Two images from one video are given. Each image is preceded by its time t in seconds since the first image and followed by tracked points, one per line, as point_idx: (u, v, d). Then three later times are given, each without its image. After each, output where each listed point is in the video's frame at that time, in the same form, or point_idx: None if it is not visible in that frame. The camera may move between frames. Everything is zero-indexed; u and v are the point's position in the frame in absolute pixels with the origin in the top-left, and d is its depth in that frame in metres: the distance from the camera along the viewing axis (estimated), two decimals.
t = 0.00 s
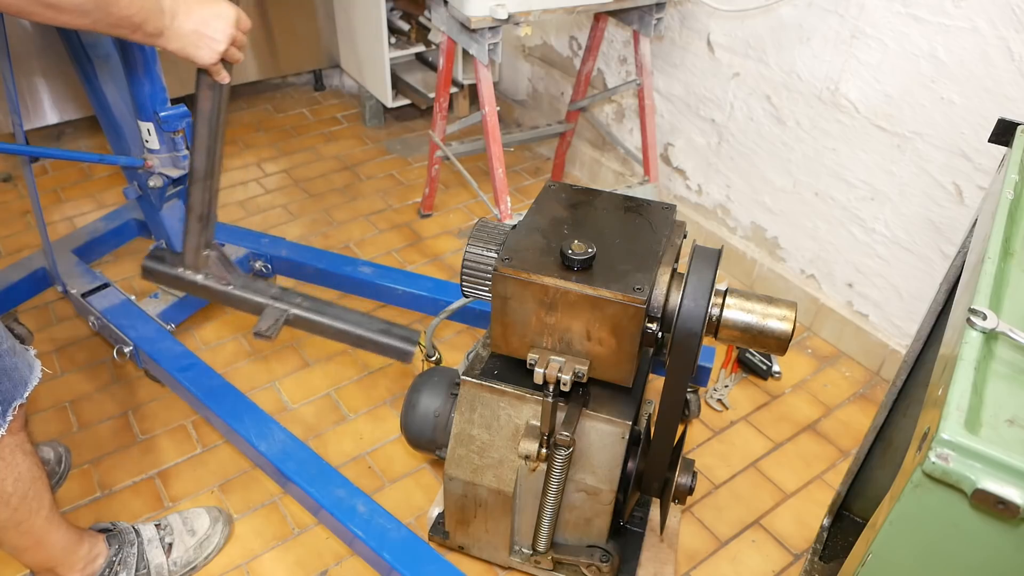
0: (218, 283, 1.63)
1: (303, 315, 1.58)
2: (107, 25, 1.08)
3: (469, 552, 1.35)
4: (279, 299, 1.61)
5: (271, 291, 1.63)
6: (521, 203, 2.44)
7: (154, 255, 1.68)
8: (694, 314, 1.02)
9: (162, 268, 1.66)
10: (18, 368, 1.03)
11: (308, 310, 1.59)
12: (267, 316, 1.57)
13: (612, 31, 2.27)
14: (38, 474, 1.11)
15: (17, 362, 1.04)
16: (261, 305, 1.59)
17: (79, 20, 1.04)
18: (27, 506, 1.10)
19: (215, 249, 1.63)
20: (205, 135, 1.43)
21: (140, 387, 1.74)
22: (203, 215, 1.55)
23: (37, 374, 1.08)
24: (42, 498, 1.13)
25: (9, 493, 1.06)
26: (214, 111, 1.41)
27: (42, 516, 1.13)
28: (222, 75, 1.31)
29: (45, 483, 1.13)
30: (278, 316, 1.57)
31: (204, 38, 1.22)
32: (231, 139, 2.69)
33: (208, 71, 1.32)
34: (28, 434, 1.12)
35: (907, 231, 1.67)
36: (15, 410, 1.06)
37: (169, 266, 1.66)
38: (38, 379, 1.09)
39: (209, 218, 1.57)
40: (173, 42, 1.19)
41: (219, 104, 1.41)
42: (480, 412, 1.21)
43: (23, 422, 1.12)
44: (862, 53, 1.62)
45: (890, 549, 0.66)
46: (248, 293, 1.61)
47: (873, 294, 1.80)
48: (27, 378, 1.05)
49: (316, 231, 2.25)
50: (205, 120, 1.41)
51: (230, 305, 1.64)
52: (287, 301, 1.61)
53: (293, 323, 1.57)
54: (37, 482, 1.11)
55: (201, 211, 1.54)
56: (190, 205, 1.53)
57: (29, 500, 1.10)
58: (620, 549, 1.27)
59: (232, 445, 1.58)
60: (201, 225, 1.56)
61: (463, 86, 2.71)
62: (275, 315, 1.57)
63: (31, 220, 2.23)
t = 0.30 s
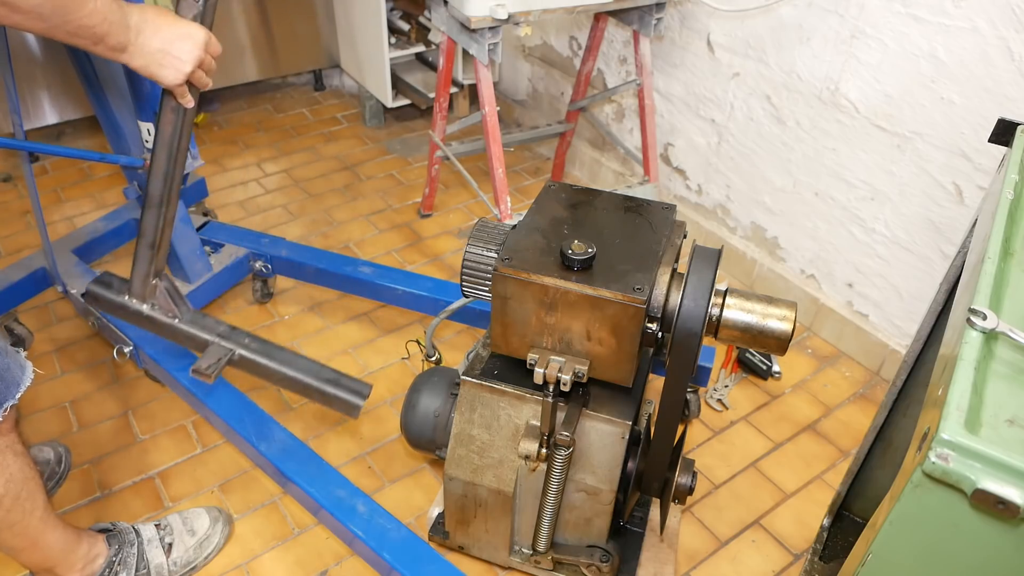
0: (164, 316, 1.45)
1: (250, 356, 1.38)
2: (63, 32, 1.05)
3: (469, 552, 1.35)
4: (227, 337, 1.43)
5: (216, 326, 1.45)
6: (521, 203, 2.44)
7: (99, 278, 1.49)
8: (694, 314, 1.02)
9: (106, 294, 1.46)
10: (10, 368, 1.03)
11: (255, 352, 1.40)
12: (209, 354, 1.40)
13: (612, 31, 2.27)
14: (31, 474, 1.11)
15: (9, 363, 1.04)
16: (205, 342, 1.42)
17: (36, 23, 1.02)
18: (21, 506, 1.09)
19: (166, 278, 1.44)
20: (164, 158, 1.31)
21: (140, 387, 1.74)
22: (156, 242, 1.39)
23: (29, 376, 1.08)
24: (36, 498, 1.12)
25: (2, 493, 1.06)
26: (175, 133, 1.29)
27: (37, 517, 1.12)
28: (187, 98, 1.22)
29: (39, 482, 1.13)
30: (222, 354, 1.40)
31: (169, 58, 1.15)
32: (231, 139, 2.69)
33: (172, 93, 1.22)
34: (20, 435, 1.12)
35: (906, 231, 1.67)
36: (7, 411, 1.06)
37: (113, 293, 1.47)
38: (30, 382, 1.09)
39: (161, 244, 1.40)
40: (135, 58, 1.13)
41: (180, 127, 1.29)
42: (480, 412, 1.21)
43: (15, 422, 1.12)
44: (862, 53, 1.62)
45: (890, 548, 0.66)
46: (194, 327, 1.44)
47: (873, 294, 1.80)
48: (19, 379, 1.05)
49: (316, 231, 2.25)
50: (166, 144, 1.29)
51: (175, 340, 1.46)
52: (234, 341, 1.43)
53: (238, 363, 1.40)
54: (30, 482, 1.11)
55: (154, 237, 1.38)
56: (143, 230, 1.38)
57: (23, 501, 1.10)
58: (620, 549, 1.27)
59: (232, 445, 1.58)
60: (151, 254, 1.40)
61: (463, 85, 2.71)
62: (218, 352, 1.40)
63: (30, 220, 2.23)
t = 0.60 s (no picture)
0: (147, 340, 1.45)
1: (236, 382, 1.40)
2: (47, 43, 1.04)
3: (469, 552, 1.35)
4: (211, 362, 1.44)
5: (200, 351, 1.46)
6: (521, 203, 2.44)
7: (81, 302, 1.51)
8: (694, 314, 1.02)
9: (88, 319, 1.47)
10: (5, 367, 1.03)
11: (240, 378, 1.41)
12: (193, 380, 1.40)
13: (612, 31, 2.27)
14: (27, 473, 1.11)
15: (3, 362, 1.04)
16: (188, 367, 1.43)
17: (18, 33, 1.00)
18: (17, 506, 1.09)
19: (150, 302, 1.45)
20: (151, 179, 1.32)
21: (140, 388, 1.73)
22: (141, 265, 1.39)
23: (24, 375, 1.08)
24: (32, 498, 1.12)
25: None
26: (163, 154, 1.30)
27: (34, 516, 1.12)
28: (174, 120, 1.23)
29: (36, 482, 1.13)
30: (206, 381, 1.40)
31: (156, 76, 1.14)
32: (231, 139, 2.69)
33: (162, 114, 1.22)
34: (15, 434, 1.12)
35: (906, 231, 1.67)
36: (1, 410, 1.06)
37: (95, 316, 1.48)
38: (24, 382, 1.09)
39: (146, 267, 1.41)
40: (124, 75, 1.12)
41: (168, 149, 1.30)
42: (480, 412, 1.21)
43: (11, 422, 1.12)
44: (862, 53, 1.62)
45: (890, 548, 0.66)
46: (177, 351, 1.45)
47: (873, 294, 1.80)
48: (14, 378, 1.05)
49: (316, 231, 2.25)
50: (153, 164, 1.31)
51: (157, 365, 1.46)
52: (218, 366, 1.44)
53: (222, 390, 1.41)
54: (26, 482, 1.10)
55: (139, 259, 1.38)
56: (126, 253, 1.37)
57: (19, 501, 1.10)
58: (620, 549, 1.27)
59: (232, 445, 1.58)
60: (135, 277, 1.40)
61: (463, 86, 2.71)
62: (203, 379, 1.40)
63: (31, 220, 2.23)
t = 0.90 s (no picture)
0: (131, 346, 1.46)
1: (220, 384, 1.40)
2: (30, 53, 1.02)
3: (469, 552, 1.35)
4: (195, 366, 1.44)
5: (183, 355, 1.46)
6: (521, 203, 2.44)
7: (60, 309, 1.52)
8: (694, 314, 1.02)
9: (68, 327, 1.47)
10: (9, 360, 1.03)
11: (225, 380, 1.42)
12: (179, 386, 1.40)
13: (612, 31, 2.27)
14: (28, 471, 1.11)
15: (8, 356, 1.04)
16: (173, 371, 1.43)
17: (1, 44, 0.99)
18: (17, 504, 1.09)
19: (132, 308, 1.47)
20: (135, 189, 1.33)
21: (140, 388, 1.73)
22: (123, 274, 1.41)
23: (28, 368, 1.08)
24: (33, 496, 1.12)
25: None
26: (147, 164, 1.31)
27: (34, 515, 1.12)
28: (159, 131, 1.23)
29: (36, 480, 1.13)
30: (193, 386, 1.40)
31: (144, 87, 1.14)
32: (231, 139, 2.69)
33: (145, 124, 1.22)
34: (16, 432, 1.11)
35: (907, 231, 1.67)
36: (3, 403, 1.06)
37: (75, 324, 1.48)
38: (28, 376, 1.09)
39: (128, 275, 1.42)
40: (109, 85, 1.11)
41: (152, 159, 1.31)
42: (480, 412, 1.21)
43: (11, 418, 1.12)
44: (862, 53, 1.62)
45: (890, 548, 0.66)
46: (160, 356, 1.45)
47: (873, 294, 1.80)
48: (18, 371, 1.05)
49: (316, 231, 2.25)
50: (136, 174, 1.32)
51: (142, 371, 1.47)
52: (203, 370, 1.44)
53: (208, 394, 1.41)
54: (27, 480, 1.10)
55: (121, 268, 1.40)
56: (108, 262, 1.39)
57: (19, 498, 1.09)
58: (620, 549, 1.27)
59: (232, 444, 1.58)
60: (118, 285, 1.41)
61: (463, 85, 2.71)
62: (189, 384, 1.41)
63: (31, 220, 2.23)
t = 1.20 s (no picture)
0: (102, 339, 1.46)
1: (194, 377, 1.41)
2: (11, 55, 1.02)
3: (469, 552, 1.35)
4: (167, 359, 1.45)
5: (156, 348, 1.47)
6: (521, 203, 2.44)
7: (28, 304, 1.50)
8: (694, 314, 1.02)
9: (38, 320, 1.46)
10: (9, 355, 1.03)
11: (199, 373, 1.43)
12: (154, 379, 1.41)
13: (612, 31, 2.27)
14: (24, 469, 1.10)
15: (9, 349, 1.04)
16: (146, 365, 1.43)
17: None
18: (13, 503, 1.09)
19: (103, 302, 1.46)
20: (111, 188, 1.33)
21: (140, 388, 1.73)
22: (96, 270, 1.39)
23: (28, 362, 1.08)
24: (29, 495, 1.12)
25: None
26: (125, 164, 1.32)
27: (31, 513, 1.12)
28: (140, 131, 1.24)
29: (33, 480, 1.13)
30: (166, 379, 1.41)
31: (127, 91, 1.15)
32: (231, 139, 2.69)
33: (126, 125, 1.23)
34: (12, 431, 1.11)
35: (907, 231, 1.67)
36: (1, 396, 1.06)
37: (45, 317, 1.47)
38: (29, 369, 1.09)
39: (101, 271, 1.41)
40: (92, 89, 1.12)
41: (130, 159, 1.32)
42: (480, 412, 1.21)
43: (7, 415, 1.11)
44: (862, 53, 1.62)
45: (890, 548, 0.66)
46: (133, 349, 1.46)
47: (873, 294, 1.80)
48: (18, 365, 1.06)
49: (316, 231, 2.25)
50: (113, 174, 1.32)
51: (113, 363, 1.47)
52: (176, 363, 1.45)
53: (183, 387, 1.42)
54: (23, 478, 1.10)
55: (94, 264, 1.38)
56: (81, 258, 1.37)
57: (16, 497, 1.09)
58: (620, 549, 1.27)
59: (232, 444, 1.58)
60: (90, 280, 1.40)
61: (463, 85, 2.71)
62: (163, 377, 1.41)
63: (31, 220, 2.23)
